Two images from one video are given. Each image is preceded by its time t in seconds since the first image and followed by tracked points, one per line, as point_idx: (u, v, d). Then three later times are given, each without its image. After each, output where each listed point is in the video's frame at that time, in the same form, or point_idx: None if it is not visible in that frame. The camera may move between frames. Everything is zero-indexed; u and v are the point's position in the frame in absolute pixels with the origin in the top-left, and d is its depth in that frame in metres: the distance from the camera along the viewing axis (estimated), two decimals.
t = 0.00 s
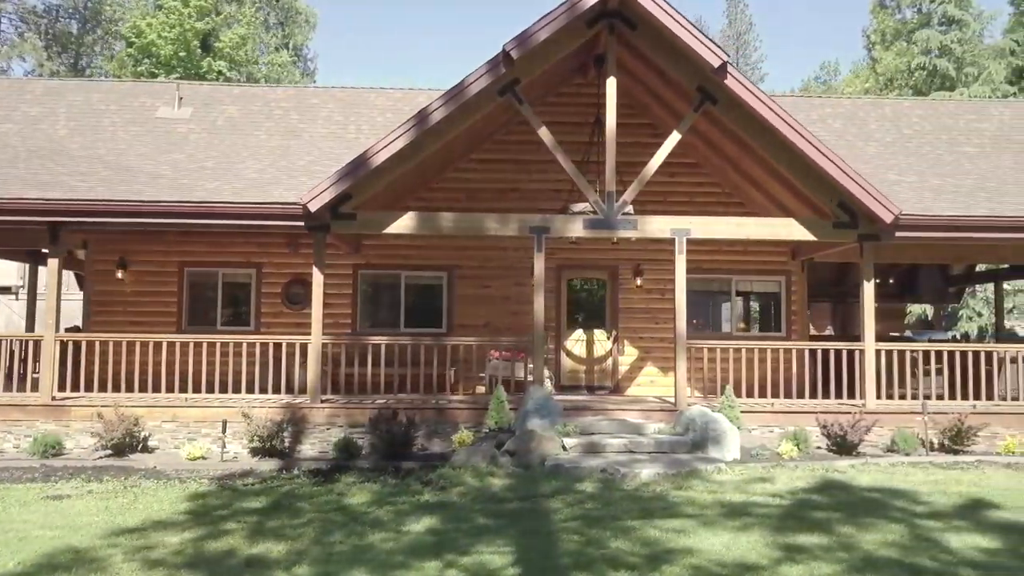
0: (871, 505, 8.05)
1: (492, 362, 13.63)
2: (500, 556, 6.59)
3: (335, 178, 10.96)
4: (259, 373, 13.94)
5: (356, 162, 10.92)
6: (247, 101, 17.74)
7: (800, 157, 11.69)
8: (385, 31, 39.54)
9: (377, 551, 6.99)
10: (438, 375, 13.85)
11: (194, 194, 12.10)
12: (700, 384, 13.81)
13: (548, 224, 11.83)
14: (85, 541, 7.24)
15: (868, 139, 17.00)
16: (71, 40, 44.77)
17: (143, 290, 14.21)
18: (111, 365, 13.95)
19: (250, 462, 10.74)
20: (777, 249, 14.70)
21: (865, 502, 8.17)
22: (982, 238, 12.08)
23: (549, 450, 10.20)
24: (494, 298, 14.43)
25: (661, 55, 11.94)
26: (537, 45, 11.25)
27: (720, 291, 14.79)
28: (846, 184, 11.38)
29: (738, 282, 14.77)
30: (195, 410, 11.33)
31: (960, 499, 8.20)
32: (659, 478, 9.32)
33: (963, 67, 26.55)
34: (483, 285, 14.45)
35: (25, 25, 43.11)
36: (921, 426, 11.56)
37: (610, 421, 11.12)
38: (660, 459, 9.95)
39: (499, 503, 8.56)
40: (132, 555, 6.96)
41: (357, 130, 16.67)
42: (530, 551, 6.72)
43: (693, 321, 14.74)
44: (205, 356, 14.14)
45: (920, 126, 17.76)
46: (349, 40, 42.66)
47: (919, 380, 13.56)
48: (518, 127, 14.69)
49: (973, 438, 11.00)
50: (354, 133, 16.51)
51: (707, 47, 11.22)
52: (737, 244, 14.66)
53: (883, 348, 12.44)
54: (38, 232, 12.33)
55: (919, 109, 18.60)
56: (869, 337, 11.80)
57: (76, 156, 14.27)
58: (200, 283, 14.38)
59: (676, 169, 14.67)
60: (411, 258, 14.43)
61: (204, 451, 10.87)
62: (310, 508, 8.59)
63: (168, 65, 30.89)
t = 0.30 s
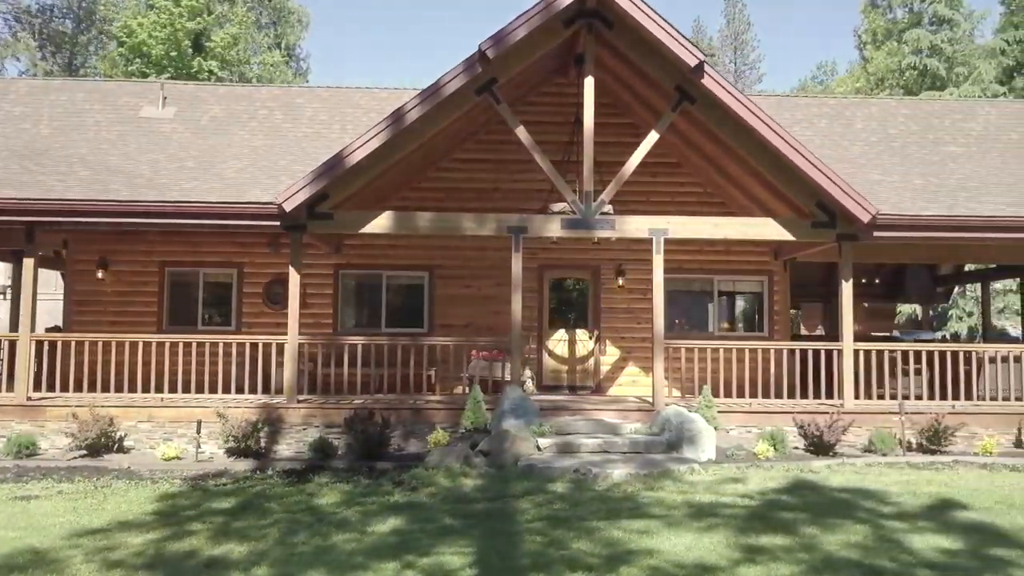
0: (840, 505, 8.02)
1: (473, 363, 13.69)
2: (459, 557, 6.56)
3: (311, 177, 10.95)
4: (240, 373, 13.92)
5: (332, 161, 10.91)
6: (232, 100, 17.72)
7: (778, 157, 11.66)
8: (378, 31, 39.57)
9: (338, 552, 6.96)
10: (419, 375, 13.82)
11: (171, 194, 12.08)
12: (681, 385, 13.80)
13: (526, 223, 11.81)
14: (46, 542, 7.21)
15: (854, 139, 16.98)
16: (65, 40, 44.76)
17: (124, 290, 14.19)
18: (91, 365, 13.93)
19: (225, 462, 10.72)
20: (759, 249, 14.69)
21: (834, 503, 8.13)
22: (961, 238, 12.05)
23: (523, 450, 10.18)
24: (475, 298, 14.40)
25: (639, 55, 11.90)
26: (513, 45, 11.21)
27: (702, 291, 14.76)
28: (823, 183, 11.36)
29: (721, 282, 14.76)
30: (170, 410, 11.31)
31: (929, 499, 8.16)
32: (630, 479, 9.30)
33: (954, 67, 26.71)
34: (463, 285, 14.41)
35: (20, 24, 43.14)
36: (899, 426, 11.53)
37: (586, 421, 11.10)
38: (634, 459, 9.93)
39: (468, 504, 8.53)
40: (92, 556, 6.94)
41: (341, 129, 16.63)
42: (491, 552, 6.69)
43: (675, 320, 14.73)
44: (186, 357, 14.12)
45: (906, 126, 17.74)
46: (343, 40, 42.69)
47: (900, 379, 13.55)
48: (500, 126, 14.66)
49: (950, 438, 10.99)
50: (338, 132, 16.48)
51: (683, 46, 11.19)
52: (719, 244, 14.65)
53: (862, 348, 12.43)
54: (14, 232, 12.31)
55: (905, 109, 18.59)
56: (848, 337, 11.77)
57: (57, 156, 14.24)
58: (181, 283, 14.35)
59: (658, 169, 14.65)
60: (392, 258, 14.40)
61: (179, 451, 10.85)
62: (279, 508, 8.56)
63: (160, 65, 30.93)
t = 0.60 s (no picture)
0: (806, 506, 8.00)
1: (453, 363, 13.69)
2: (415, 559, 6.54)
3: (284, 177, 10.94)
4: (220, 373, 13.88)
5: (306, 160, 10.90)
6: (215, 99, 17.69)
7: (755, 156, 11.63)
8: (371, 31, 39.59)
9: (297, 553, 6.94)
10: (399, 375, 13.78)
11: (147, 194, 12.05)
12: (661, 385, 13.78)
13: (502, 223, 11.78)
14: (4, 544, 7.18)
15: (839, 139, 16.96)
16: (58, 39, 44.67)
17: (103, 290, 14.17)
18: (69, 365, 13.92)
19: (198, 462, 10.69)
20: (740, 249, 14.68)
21: (800, 503, 8.11)
22: (938, 238, 12.02)
23: (495, 450, 10.15)
24: (455, 298, 14.37)
25: (616, 54, 11.88)
26: (487, 44, 11.18)
27: (683, 291, 14.74)
28: (799, 183, 11.33)
29: (702, 282, 14.73)
30: (145, 410, 11.29)
31: (896, 500, 8.14)
32: (600, 479, 9.27)
33: (944, 66, 27.11)
34: (443, 285, 14.38)
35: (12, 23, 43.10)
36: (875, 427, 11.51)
37: (561, 421, 11.08)
38: (605, 459, 9.91)
39: (434, 505, 8.51)
40: (50, 557, 6.91)
41: (323, 129, 16.61)
42: (449, 553, 6.67)
43: (657, 320, 14.70)
44: (166, 357, 14.09)
45: (890, 126, 17.72)
46: (336, 39, 42.71)
47: (880, 379, 13.53)
48: (481, 126, 14.65)
49: (925, 439, 10.97)
50: (321, 131, 16.45)
51: (658, 45, 11.16)
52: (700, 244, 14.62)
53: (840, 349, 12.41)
54: None
55: (891, 109, 18.58)
56: (825, 337, 11.73)
57: (36, 155, 14.20)
58: (160, 283, 14.32)
59: (640, 169, 14.63)
60: (372, 258, 14.38)
61: (152, 451, 10.83)
62: (245, 509, 8.53)
63: (150, 64, 30.91)
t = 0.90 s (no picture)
0: (772, 505, 7.97)
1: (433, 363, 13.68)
2: (372, 559, 6.51)
3: (259, 177, 10.92)
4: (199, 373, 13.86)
5: (281, 160, 10.89)
6: (199, 99, 17.66)
7: (731, 155, 11.62)
8: (364, 31, 39.60)
9: (257, 553, 6.91)
10: (379, 375, 13.74)
11: (124, 193, 12.02)
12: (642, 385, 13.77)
13: (479, 222, 11.76)
14: None
15: (823, 138, 16.94)
16: (52, 39, 44.60)
17: (82, 290, 14.15)
18: (48, 365, 13.89)
19: (172, 462, 10.67)
20: (721, 248, 14.68)
21: (767, 503, 8.08)
22: (916, 238, 11.99)
23: (468, 450, 10.13)
24: (435, 298, 14.35)
25: (592, 53, 11.87)
26: (463, 43, 11.17)
27: (665, 291, 14.73)
28: (775, 183, 11.31)
29: (683, 282, 14.74)
30: (120, 410, 11.27)
31: (863, 500, 8.12)
32: (571, 479, 9.25)
33: (934, 66, 27.28)
34: (424, 285, 14.36)
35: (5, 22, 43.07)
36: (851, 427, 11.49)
37: (536, 421, 11.06)
38: (578, 459, 9.89)
39: (401, 505, 8.48)
40: (8, 557, 6.88)
41: (306, 128, 16.58)
42: (407, 553, 6.65)
43: (638, 320, 14.69)
44: (145, 357, 14.07)
45: (875, 126, 17.70)
46: (329, 39, 42.71)
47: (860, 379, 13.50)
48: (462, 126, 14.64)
49: (901, 438, 10.95)
50: (303, 131, 16.42)
51: (634, 45, 11.14)
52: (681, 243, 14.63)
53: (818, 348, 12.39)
54: None
55: (876, 108, 18.57)
56: (802, 337, 11.70)
57: (15, 155, 14.17)
58: (140, 282, 14.28)
59: (621, 168, 14.64)
60: (353, 258, 14.36)
61: (126, 451, 10.80)
62: (212, 509, 8.51)
63: (140, 63, 30.88)
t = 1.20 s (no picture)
0: (739, 506, 7.95)
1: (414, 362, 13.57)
2: (331, 560, 6.49)
3: (234, 177, 10.89)
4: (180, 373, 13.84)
5: (256, 159, 10.87)
6: (183, 99, 17.64)
7: (709, 156, 11.61)
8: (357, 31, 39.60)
9: (217, 554, 6.89)
10: (360, 375, 13.71)
11: (102, 193, 12.00)
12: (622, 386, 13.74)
13: (456, 222, 11.73)
14: None
15: (808, 138, 16.92)
16: (46, 40, 44.56)
17: (63, 290, 14.13)
18: (29, 365, 13.87)
19: (146, 462, 10.65)
20: (704, 249, 14.68)
21: (735, 504, 8.06)
22: (895, 238, 11.97)
23: (441, 451, 10.12)
24: (416, 298, 14.33)
25: (571, 53, 11.85)
26: (439, 43, 11.14)
27: (647, 291, 14.72)
28: (752, 182, 11.29)
29: (665, 282, 14.73)
30: (96, 410, 11.26)
31: (830, 501, 8.10)
32: (543, 479, 9.24)
33: (924, 66, 27.34)
34: (405, 285, 14.35)
35: None
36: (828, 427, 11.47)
37: (512, 421, 11.04)
38: (551, 459, 9.88)
39: (369, 505, 8.45)
40: None
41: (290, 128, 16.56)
42: (367, 554, 6.63)
43: (620, 320, 14.67)
44: (126, 357, 14.05)
45: (861, 126, 17.69)
46: (323, 40, 42.71)
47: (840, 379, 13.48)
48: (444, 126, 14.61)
49: (878, 439, 10.93)
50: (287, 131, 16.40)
51: (611, 44, 11.11)
52: (664, 244, 14.63)
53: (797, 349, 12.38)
54: None
55: (862, 108, 18.56)
56: (781, 338, 11.67)
57: None
58: (121, 282, 14.26)
59: (604, 169, 14.64)
60: (334, 258, 14.34)
61: (101, 451, 10.78)
62: (180, 509, 8.49)
63: (131, 63, 30.87)
